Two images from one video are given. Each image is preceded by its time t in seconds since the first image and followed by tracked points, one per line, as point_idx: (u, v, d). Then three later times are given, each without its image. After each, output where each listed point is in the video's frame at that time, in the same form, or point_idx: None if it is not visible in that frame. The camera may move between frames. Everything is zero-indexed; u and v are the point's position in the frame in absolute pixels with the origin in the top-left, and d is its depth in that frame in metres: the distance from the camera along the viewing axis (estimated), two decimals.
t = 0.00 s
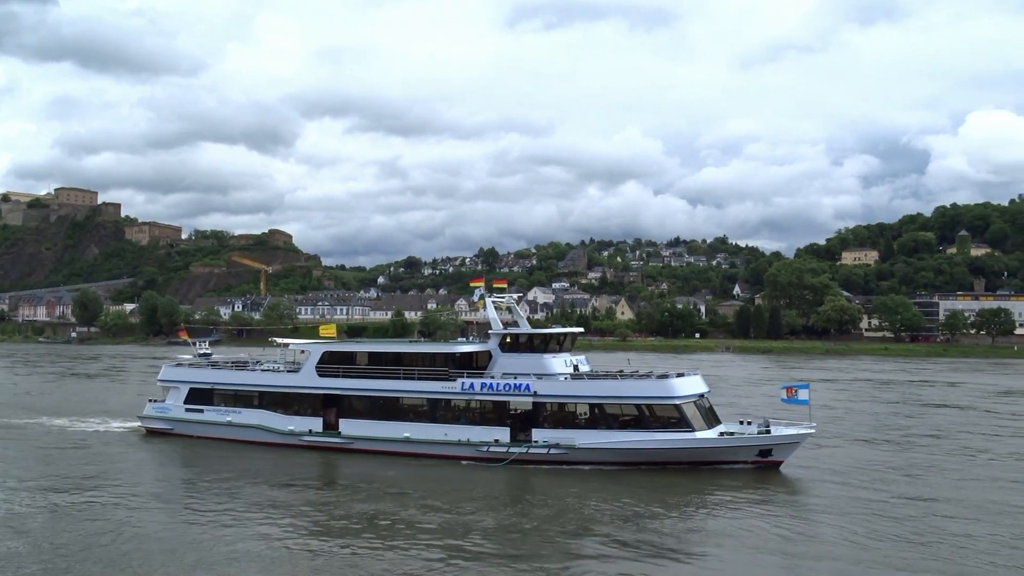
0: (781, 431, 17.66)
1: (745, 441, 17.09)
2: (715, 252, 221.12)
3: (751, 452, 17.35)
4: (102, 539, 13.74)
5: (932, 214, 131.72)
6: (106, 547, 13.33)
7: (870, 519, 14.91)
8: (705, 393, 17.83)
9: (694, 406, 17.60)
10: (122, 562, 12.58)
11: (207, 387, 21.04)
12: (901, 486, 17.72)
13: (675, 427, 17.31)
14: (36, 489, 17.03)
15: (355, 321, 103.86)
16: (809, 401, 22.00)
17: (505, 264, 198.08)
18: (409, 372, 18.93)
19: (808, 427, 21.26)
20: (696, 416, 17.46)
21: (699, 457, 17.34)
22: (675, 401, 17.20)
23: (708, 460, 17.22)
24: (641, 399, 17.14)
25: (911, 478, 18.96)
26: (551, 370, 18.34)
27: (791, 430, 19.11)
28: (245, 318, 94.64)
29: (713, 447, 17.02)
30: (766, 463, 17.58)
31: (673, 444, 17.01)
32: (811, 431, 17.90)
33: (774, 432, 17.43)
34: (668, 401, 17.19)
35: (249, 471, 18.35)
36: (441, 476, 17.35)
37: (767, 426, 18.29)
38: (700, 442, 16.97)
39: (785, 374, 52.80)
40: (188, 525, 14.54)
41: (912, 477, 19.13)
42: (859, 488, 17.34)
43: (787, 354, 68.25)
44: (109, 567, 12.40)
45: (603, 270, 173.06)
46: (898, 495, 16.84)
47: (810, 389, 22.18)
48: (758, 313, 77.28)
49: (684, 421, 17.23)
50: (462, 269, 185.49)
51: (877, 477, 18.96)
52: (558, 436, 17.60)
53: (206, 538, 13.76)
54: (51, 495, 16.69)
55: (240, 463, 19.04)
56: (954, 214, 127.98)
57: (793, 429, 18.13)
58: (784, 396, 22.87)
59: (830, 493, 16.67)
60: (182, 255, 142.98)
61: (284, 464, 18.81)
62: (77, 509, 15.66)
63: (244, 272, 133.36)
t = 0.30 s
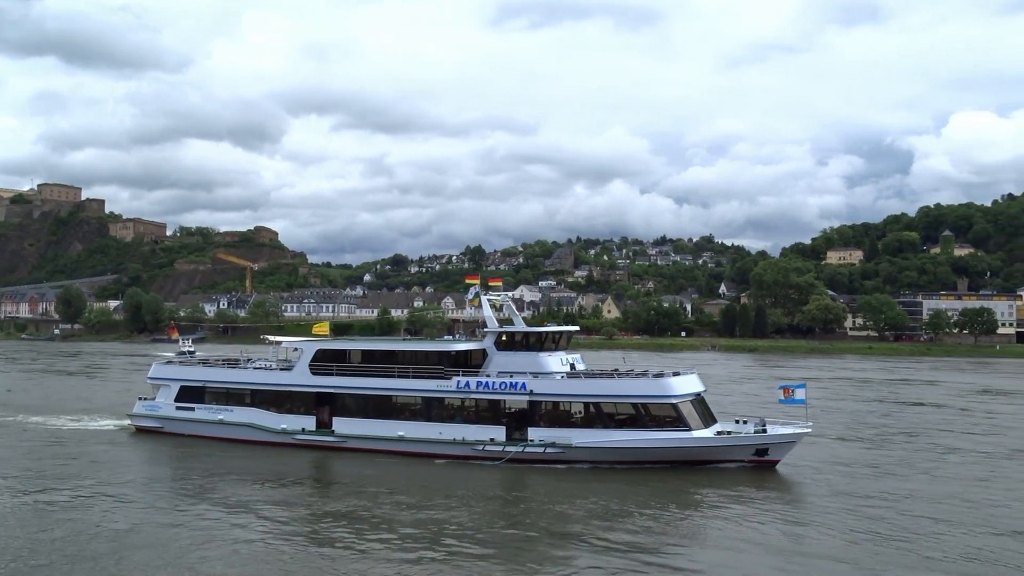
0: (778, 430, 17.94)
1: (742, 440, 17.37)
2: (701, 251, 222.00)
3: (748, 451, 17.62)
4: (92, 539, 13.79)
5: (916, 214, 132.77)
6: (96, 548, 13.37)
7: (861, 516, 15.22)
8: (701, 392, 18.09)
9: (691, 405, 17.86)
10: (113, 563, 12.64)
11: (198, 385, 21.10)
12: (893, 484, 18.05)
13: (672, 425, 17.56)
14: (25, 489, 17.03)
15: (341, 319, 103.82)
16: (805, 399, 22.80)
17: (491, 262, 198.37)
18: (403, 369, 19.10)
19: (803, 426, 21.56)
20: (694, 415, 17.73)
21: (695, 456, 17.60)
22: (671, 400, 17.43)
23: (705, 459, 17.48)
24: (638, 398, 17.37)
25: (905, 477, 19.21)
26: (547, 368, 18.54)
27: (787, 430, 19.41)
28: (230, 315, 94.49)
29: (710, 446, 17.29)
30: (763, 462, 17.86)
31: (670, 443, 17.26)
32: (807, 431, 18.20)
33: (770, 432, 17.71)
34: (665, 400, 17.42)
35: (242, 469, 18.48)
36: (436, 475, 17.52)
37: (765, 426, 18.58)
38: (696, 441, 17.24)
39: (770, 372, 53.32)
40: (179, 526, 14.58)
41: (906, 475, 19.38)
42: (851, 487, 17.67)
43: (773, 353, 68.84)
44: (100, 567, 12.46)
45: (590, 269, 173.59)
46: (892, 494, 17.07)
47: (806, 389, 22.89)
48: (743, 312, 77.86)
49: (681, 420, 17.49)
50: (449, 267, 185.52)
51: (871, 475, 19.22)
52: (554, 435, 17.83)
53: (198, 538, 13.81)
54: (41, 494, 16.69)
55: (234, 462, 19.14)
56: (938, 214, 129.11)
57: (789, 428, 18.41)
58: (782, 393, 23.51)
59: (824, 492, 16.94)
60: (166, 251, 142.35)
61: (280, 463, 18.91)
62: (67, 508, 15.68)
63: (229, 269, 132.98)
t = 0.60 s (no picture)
0: (776, 429, 17.87)
1: (741, 439, 17.29)
2: (688, 249, 222.53)
3: (746, 450, 17.54)
4: (79, 540, 13.52)
5: (901, 213, 133.41)
6: (81, 548, 13.11)
7: (860, 513, 15.12)
8: (699, 390, 18.03)
9: (689, 404, 17.78)
10: (100, 563, 12.38)
11: (191, 384, 20.88)
12: (891, 481, 17.99)
13: (670, 424, 17.47)
14: (11, 490, 16.73)
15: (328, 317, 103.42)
16: (803, 398, 22.79)
17: (479, 260, 198.18)
18: (400, 368, 18.94)
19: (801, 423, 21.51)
20: (692, 414, 17.66)
21: (694, 455, 17.50)
22: (670, 399, 17.34)
23: (703, 458, 17.39)
24: (637, 397, 17.26)
25: (906, 471, 19.11)
26: (544, 367, 18.43)
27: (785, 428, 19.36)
28: (215, 313, 93.88)
29: (709, 445, 17.21)
30: (761, 461, 17.78)
31: (668, 442, 17.16)
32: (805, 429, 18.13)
33: (769, 430, 17.62)
34: (663, 398, 17.33)
35: (236, 469, 18.27)
36: (433, 475, 17.38)
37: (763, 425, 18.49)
38: (694, 439, 17.16)
39: (759, 370, 53.46)
40: (169, 526, 14.33)
41: (905, 469, 19.31)
42: (848, 483, 17.62)
43: (760, 351, 68.99)
44: (86, 568, 12.20)
45: (577, 267, 173.76)
46: (894, 491, 16.93)
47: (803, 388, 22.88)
48: (730, 310, 78.07)
49: (679, 418, 17.40)
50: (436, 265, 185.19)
51: (872, 469, 19.12)
52: (552, 434, 17.71)
53: (188, 539, 13.57)
54: (28, 495, 16.41)
55: (228, 462, 18.92)
56: (923, 213, 129.79)
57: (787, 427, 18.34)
58: (779, 392, 23.47)
59: (823, 489, 16.84)
60: (152, 249, 141.39)
61: (274, 463, 18.72)
62: (54, 509, 15.40)
63: (215, 267, 132.24)
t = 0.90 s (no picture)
0: (775, 428, 17.79)
1: (740, 438, 17.19)
2: (676, 248, 223.05)
3: (745, 449, 17.46)
4: (64, 542, 13.24)
5: (887, 212, 134.12)
6: (65, 550, 12.82)
7: (860, 512, 15.06)
8: (698, 389, 17.92)
9: (688, 403, 17.68)
10: (82, 566, 12.10)
11: (185, 383, 20.63)
12: (890, 479, 17.93)
13: (669, 424, 17.36)
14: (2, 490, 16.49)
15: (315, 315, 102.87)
16: (801, 397, 22.73)
17: (467, 259, 197.93)
18: (397, 367, 18.77)
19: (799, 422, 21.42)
20: (691, 413, 17.56)
21: (693, 454, 17.40)
22: (668, 398, 17.22)
23: (702, 457, 17.29)
24: (637, 396, 17.15)
25: (906, 468, 19.04)
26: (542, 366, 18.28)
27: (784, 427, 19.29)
28: (202, 312, 93.25)
29: (709, 444, 17.11)
30: (759, 460, 17.70)
31: (667, 441, 17.06)
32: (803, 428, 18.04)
33: (768, 429, 17.54)
34: (662, 397, 17.22)
35: (230, 470, 18.06)
36: (431, 475, 17.21)
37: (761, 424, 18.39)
38: (694, 439, 17.06)
39: (748, 369, 53.51)
40: (156, 527, 14.06)
41: (902, 467, 19.25)
42: (848, 481, 17.55)
43: (748, 350, 69.06)
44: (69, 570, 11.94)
45: (565, 265, 173.87)
46: (893, 490, 16.85)
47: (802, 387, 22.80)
48: (718, 308, 78.18)
49: (678, 417, 17.30)
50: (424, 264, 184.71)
51: (871, 467, 19.08)
52: (551, 433, 17.58)
53: (177, 540, 13.30)
54: (14, 496, 16.10)
55: (222, 462, 18.70)
56: (909, 212, 130.55)
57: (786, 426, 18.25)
58: (777, 391, 23.39)
59: (822, 488, 16.77)
60: (138, 247, 140.35)
61: (270, 463, 18.52)
62: (40, 510, 15.10)
63: (202, 265, 131.43)
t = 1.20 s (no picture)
0: (775, 427, 17.71)
1: (741, 437, 17.11)
2: (665, 247, 223.38)
3: (746, 449, 17.36)
4: (48, 543, 12.97)
5: (875, 211, 134.62)
6: (50, 550, 12.56)
7: (862, 510, 14.95)
8: (698, 388, 17.80)
9: (689, 402, 17.56)
10: (67, 567, 11.84)
11: (179, 381, 20.39)
12: (890, 477, 17.84)
13: (669, 423, 17.26)
14: None
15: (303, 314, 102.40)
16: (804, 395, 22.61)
17: (456, 257, 197.64)
18: (395, 367, 18.63)
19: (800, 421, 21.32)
20: (692, 412, 17.46)
21: (694, 453, 17.30)
22: (669, 397, 17.12)
23: (704, 457, 17.18)
24: (637, 394, 17.04)
25: (909, 467, 18.90)
26: (542, 365, 18.12)
27: (782, 425, 19.20)
28: (189, 311, 92.62)
29: (709, 444, 17.03)
30: (760, 459, 17.63)
31: (668, 440, 16.96)
32: (803, 425, 17.96)
33: (769, 428, 17.44)
34: (664, 396, 17.12)
35: (228, 470, 17.84)
36: (430, 475, 17.07)
37: (760, 423, 18.32)
38: (695, 438, 16.96)
39: (738, 367, 53.58)
40: (146, 527, 13.81)
41: (902, 465, 19.14)
42: (848, 480, 17.44)
43: (738, 349, 69.08)
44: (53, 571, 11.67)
45: (554, 264, 173.89)
46: (893, 489, 16.75)
47: (803, 385, 22.68)
48: (707, 306, 78.21)
49: (679, 416, 17.21)
50: (413, 262, 184.35)
51: (874, 466, 18.96)
52: (551, 433, 17.47)
53: (168, 539, 13.08)
54: (5, 496, 15.83)
55: (219, 463, 18.48)
56: (896, 211, 131.13)
57: (787, 425, 18.16)
58: (777, 390, 23.23)
59: (824, 487, 16.65)
60: (125, 245, 139.46)
61: (267, 462, 18.35)
62: (25, 511, 14.83)
63: (190, 264, 130.74)
